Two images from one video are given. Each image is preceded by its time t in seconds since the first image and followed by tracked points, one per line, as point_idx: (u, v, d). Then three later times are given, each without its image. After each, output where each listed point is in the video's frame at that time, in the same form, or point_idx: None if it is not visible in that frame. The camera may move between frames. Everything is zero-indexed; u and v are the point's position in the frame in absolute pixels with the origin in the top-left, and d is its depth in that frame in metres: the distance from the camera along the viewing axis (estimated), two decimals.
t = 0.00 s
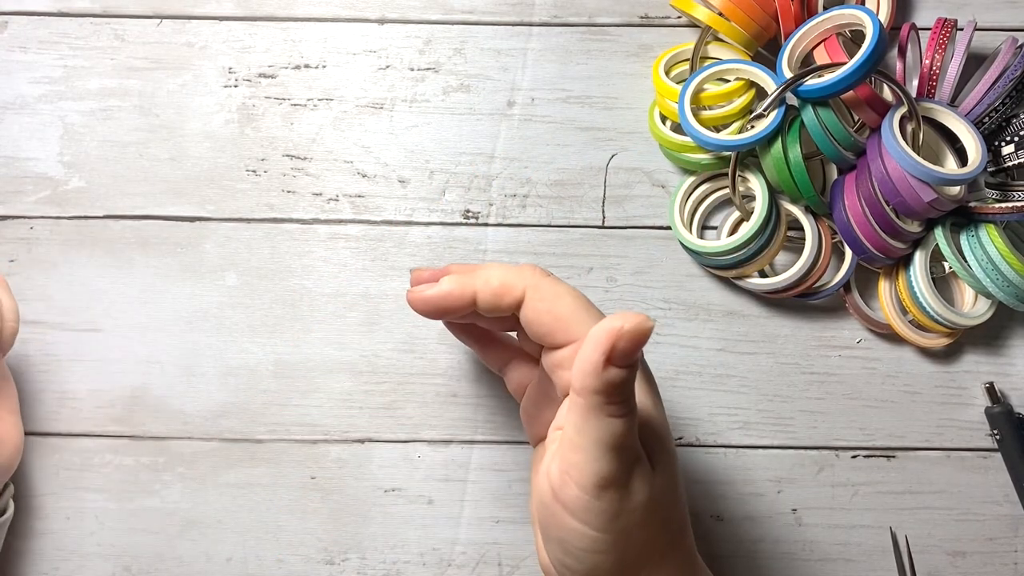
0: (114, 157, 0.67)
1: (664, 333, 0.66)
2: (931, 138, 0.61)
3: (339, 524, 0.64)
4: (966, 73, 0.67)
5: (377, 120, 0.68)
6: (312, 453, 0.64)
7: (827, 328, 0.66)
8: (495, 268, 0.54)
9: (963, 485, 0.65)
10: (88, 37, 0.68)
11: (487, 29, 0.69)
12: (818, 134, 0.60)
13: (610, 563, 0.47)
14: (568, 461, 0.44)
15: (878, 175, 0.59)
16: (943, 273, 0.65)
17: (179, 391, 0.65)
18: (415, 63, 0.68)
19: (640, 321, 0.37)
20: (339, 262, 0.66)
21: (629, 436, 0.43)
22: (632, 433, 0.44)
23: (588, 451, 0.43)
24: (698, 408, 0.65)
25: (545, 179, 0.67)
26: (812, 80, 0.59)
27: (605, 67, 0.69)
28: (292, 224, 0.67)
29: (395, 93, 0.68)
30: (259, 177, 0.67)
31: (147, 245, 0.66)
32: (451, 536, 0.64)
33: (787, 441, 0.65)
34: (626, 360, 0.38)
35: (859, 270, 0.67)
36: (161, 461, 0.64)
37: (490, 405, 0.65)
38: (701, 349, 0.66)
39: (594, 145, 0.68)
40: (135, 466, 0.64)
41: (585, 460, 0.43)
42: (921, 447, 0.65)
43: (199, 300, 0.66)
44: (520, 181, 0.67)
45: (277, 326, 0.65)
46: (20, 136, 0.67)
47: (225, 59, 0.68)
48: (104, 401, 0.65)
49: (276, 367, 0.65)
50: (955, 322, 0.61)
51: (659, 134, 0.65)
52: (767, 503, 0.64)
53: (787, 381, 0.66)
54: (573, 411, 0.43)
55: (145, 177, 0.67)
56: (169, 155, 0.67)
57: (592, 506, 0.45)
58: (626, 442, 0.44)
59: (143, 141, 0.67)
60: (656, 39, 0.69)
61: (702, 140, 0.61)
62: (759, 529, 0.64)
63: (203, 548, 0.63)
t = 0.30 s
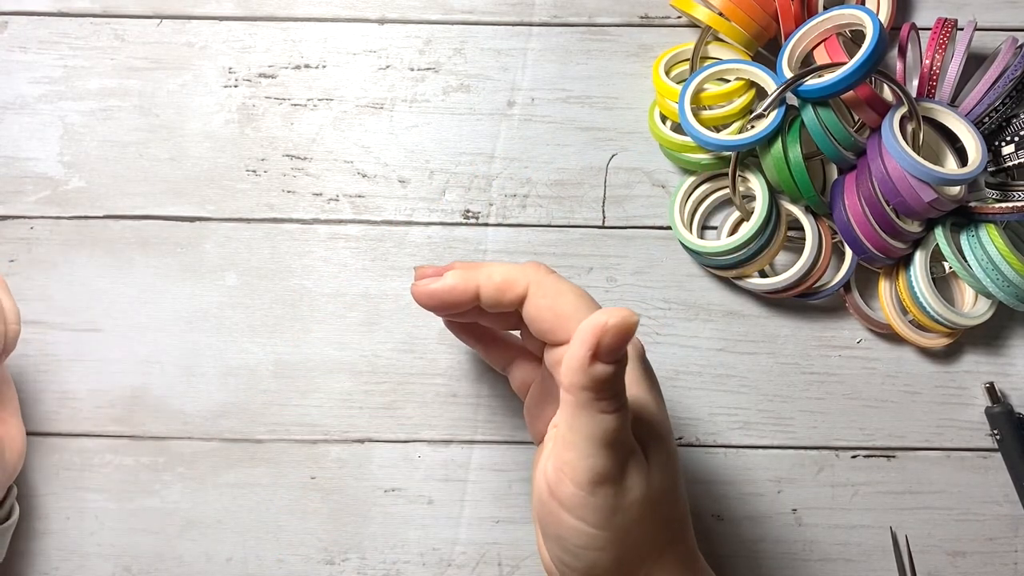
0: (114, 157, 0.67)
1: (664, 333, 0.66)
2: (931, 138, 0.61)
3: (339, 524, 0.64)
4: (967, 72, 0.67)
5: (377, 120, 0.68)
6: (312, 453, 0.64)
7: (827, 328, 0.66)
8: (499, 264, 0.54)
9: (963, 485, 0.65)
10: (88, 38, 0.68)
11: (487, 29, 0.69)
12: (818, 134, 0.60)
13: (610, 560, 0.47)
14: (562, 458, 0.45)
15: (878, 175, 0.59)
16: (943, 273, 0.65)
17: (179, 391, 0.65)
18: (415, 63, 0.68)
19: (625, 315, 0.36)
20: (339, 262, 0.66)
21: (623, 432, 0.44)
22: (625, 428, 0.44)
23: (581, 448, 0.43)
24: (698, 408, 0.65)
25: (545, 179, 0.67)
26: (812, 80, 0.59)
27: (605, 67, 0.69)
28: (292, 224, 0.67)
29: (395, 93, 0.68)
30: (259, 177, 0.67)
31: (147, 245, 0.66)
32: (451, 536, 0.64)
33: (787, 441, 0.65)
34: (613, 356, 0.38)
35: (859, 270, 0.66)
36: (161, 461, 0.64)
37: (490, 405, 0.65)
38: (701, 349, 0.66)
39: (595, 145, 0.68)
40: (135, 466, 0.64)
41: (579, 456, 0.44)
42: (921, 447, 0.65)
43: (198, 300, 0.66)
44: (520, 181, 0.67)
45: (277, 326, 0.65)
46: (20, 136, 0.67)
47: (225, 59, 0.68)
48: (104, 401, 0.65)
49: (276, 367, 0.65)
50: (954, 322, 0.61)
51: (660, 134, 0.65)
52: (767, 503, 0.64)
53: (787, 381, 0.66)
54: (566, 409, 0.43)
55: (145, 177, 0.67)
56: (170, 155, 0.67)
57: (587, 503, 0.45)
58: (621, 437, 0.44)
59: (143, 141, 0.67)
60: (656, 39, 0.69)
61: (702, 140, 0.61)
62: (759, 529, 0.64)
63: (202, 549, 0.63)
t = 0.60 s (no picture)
0: (114, 157, 0.67)
1: (664, 333, 0.66)
2: (931, 138, 0.61)
3: (339, 524, 0.64)
4: (967, 72, 0.67)
5: (377, 120, 0.68)
6: (312, 453, 0.64)
7: (827, 328, 0.66)
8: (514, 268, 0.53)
9: (963, 485, 0.65)
10: (88, 37, 0.68)
11: (487, 29, 0.69)
12: (818, 134, 0.60)
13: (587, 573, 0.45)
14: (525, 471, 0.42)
15: (878, 175, 0.59)
16: (943, 273, 0.65)
17: (180, 391, 0.65)
18: (415, 63, 0.68)
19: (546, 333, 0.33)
20: (339, 262, 0.66)
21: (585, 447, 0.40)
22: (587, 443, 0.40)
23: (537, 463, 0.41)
24: (698, 408, 0.65)
25: (545, 179, 0.67)
26: (812, 80, 0.59)
27: (605, 67, 0.68)
28: (292, 224, 0.67)
29: (395, 93, 0.68)
30: (259, 177, 0.67)
31: (147, 245, 0.66)
32: (451, 536, 0.64)
33: (787, 441, 0.65)
34: (554, 378, 0.35)
35: (859, 270, 0.66)
36: (161, 461, 0.64)
37: (489, 406, 0.65)
38: (701, 349, 0.66)
39: (594, 145, 0.68)
40: (135, 466, 0.64)
41: (535, 472, 0.41)
42: (921, 447, 0.65)
43: (198, 300, 0.66)
44: (520, 181, 0.67)
45: (277, 326, 0.66)
46: (20, 136, 0.67)
47: (225, 59, 0.68)
48: (104, 401, 0.65)
49: (276, 367, 0.65)
50: (954, 322, 0.61)
51: (660, 134, 0.65)
52: (767, 503, 0.64)
53: (787, 381, 0.66)
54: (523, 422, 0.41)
55: (145, 177, 0.67)
56: (169, 156, 0.67)
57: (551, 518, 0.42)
58: (588, 452, 0.41)
59: (143, 141, 0.67)
60: (655, 39, 0.69)
61: (702, 140, 0.61)
62: (759, 529, 0.64)
63: (203, 548, 0.63)
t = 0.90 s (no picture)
0: (114, 157, 0.67)
1: (664, 333, 0.66)
2: (931, 138, 0.61)
3: (339, 524, 0.64)
4: (967, 72, 0.67)
5: (377, 120, 0.68)
6: (312, 453, 0.64)
7: (827, 328, 0.66)
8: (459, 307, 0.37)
9: (963, 485, 0.65)
10: (88, 38, 0.68)
11: (487, 29, 0.69)
12: (818, 134, 0.60)
13: None
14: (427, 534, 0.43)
15: (878, 175, 0.59)
16: (944, 273, 0.65)
17: (180, 391, 0.65)
18: (415, 63, 0.68)
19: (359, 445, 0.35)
20: (338, 262, 0.66)
21: (450, 535, 0.39)
22: (451, 532, 0.39)
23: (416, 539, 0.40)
24: (698, 408, 0.65)
25: (545, 179, 0.67)
26: (812, 80, 0.59)
27: (605, 67, 0.69)
28: (292, 224, 0.67)
29: (395, 93, 0.68)
30: (259, 177, 0.67)
31: (147, 245, 0.66)
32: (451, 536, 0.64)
33: (787, 441, 0.65)
34: (385, 474, 0.36)
35: (859, 270, 0.67)
36: (161, 461, 0.64)
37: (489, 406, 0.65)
38: (701, 349, 0.66)
39: (594, 145, 0.68)
40: (135, 466, 0.64)
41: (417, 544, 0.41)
42: (921, 447, 0.65)
43: (198, 300, 0.66)
44: (520, 181, 0.67)
45: (277, 326, 0.65)
46: (20, 136, 0.67)
47: (225, 59, 0.68)
48: (104, 401, 0.65)
49: (276, 367, 0.65)
50: (955, 322, 0.61)
51: (659, 134, 0.65)
52: (767, 503, 0.64)
53: (786, 381, 0.66)
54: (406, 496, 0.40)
55: (145, 177, 0.67)
56: (170, 155, 0.67)
57: None
58: (457, 540, 0.39)
59: (143, 141, 0.67)
60: (655, 39, 0.69)
61: (702, 140, 0.61)
62: (759, 529, 0.64)
63: (203, 549, 0.63)
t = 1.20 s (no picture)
0: (114, 157, 0.67)
1: (664, 334, 0.66)
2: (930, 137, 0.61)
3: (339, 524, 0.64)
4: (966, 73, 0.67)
5: (378, 120, 0.68)
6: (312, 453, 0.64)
7: (827, 328, 0.66)
8: (270, 414, 0.62)
9: (963, 485, 0.65)
10: (88, 38, 0.68)
11: (487, 29, 0.69)
12: (818, 134, 0.60)
13: None
14: None
15: (878, 174, 0.59)
16: (944, 273, 0.65)
17: (180, 391, 0.65)
18: (415, 63, 0.68)
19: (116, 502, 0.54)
20: (338, 262, 0.66)
21: None
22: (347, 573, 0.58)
23: None
24: (698, 408, 0.65)
25: (545, 179, 0.67)
26: (812, 80, 0.59)
27: (605, 67, 0.69)
28: (292, 224, 0.67)
29: (395, 93, 0.68)
30: (259, 177, 0.67)
31: (147, 245, 0.66)
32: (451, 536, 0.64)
33: (787, 441, 0.65)
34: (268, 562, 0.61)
35: (858, 271, 0.67)
36: (161, 461, 0.64)
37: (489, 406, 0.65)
38: (701, 349, 0.66)
39: (595, 145, 0.68)
40: (135, 466, 0.64)
41: None
42: (921, 447, 0.65)
43: (198, 300, 0.66)
44: (520, 181, 0.67)
45: (277, 326, 0.66)
46: (20, 136, 0.67)
47: (225, 59, 0.68)
48: (104, 401, 0.65)
49: (276, 367, 0.65)
50: (955, 322, 0.61)
51: (659, 134, 0.65)
52: (767, 503, 0.64)
53: (786, 381, 0.66)
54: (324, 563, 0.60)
55: (145, 177, 0.67)
56: (170, 156, 0.67)
57: None
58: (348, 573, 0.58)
59: (143, 141, 0.67)
60: (656, 39, 0.69)
61: (702, 140, 0.61)
62: (759, 529, 0.64)
63: (203, 549, 0.63)
